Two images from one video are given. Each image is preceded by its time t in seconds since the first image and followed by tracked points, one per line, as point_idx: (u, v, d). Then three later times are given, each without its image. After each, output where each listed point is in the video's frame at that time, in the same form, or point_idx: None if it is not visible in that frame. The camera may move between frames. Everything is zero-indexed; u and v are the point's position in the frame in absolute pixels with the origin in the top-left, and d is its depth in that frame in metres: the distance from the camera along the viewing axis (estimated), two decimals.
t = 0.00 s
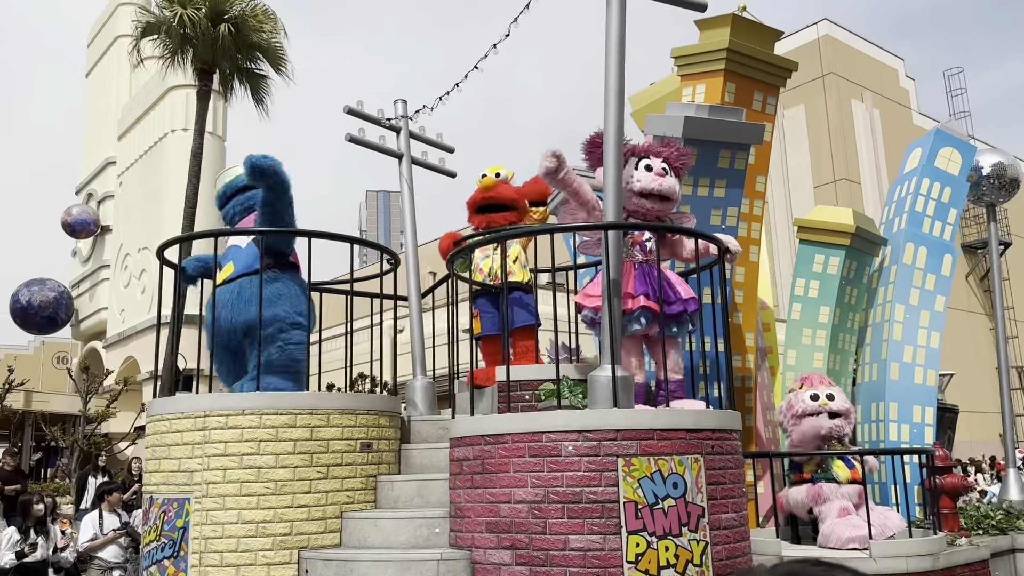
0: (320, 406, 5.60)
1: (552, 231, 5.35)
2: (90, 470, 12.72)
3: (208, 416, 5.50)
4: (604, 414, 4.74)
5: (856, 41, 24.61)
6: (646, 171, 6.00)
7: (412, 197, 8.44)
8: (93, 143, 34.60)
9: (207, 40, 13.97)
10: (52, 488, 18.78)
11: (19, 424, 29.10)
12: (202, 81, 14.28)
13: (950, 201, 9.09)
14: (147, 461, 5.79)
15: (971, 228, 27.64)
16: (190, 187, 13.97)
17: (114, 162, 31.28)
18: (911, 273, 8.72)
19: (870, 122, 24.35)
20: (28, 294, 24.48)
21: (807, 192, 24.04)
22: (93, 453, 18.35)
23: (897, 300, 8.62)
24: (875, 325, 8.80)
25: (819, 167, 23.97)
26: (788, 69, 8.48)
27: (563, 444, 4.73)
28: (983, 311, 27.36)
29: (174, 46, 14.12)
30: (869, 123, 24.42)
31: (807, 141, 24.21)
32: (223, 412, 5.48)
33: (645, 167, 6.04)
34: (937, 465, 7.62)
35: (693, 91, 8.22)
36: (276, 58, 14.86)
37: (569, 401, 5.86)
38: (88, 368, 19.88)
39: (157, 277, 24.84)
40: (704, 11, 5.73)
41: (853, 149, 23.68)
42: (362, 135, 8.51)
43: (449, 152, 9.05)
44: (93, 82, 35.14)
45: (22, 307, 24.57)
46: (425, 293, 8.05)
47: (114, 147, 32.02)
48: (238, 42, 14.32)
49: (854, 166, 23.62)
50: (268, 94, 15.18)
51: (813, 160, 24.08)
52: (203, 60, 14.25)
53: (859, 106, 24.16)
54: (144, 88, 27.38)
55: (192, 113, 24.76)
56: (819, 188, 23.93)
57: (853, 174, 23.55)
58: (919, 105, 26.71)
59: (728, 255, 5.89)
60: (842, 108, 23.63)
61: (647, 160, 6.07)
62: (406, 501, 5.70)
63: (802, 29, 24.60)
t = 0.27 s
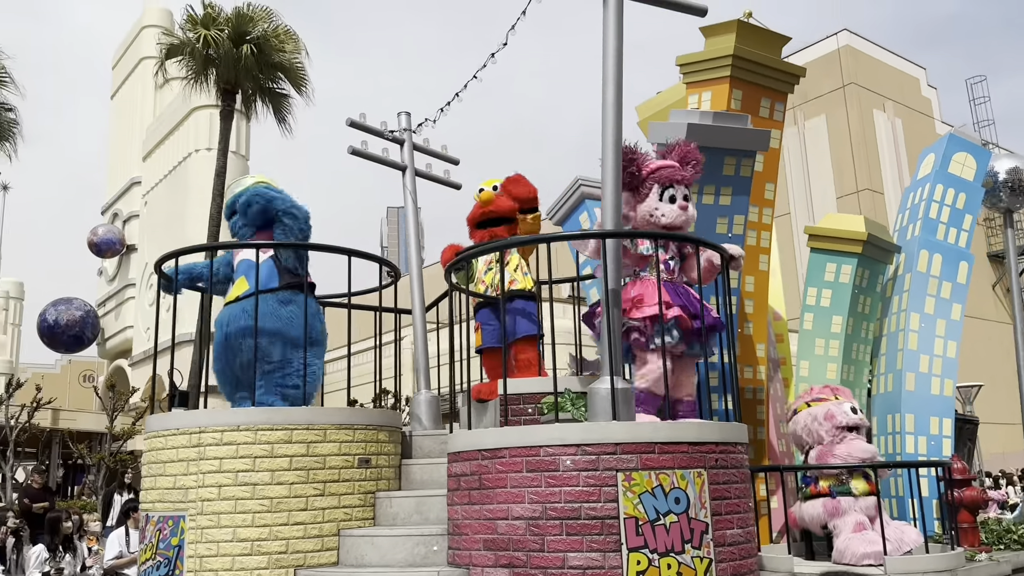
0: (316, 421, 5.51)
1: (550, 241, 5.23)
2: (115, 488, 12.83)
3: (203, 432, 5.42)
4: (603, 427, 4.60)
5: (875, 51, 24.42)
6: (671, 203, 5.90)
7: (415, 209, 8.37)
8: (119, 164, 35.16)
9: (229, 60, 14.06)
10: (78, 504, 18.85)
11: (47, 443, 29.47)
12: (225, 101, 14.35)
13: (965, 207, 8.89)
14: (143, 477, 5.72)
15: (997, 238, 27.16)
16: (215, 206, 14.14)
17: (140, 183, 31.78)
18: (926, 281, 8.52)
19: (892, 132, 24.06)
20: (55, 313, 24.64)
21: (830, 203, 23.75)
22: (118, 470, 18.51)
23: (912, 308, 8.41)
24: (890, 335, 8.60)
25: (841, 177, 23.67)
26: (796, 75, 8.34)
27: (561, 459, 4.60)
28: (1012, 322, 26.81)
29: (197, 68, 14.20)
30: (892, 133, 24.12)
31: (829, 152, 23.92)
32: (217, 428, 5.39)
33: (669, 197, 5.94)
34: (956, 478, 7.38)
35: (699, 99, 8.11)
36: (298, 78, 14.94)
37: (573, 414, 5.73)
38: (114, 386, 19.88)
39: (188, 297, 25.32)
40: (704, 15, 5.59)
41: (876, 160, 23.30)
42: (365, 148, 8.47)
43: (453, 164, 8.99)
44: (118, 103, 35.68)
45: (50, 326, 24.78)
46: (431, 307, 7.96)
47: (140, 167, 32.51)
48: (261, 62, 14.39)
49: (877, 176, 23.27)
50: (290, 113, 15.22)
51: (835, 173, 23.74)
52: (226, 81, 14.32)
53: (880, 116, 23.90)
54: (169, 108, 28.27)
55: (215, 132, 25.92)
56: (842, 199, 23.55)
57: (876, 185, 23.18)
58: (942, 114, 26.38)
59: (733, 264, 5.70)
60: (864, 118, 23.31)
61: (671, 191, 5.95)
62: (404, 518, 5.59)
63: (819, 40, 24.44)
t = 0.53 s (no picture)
0: (311, 433, 5.42)
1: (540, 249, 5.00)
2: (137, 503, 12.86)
3: (196, 445, 5.35)
4: (599, 436, 4.48)
5: (894, 59, 24.19)
6: (679, 200, 5.69)
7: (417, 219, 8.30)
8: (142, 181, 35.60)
9: (252, 77, 14.13)
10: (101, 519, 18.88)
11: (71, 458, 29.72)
12: (247, 118, 14.41)
13: (977, 210, 8.71)
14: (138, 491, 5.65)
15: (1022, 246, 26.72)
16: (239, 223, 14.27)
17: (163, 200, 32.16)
18: (939, 286, 8.34)
19: (912, 139, 23.68)
20: (77, 326, 18.96)
21: (852, 213, 23.33)
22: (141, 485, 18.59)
23: (924, 314, 8.22)
24: (903, 342, 8.41)
25: (862, 185, 23.22)
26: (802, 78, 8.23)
27: (556, 470, 4.48)
28: None
29: (219, 85, 14.27)
30: (911, 140, 23.76)
31: (849, 161, 23.54)
32: (210, 441, 5.32)
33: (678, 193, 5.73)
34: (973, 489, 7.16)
35: (704, 104, 8.02)
36: (318, 95, 15.01)
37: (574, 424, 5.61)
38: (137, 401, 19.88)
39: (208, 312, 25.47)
40: (702, 16, 5.50)
41: (897, 168, 22.87)
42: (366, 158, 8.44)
43: (457, 174, 8.91)
44: (141, 122, 36.19)
45: (73, 341, 19.23)
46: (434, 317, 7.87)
47: (162, 185, 32.88)
48: (281, 79, 14.44)
49: (899, 184, 22.84)
50: (310, 129, 15.24)
51: (855, 181, 23.33)
52: (247, 98, 14.39)
53: (901, 124, 23.58)
54: (190, 126, 28.87)
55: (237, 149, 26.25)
56: (863, 208, 23.17)
57: (898, 193, 22.73)
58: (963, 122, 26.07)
59: (733, 268, 5.53)
60: (885, 129, 23.00)
61: (677, 187, 5.74)
62: (401, 532, 5.48)
63: (837, 49, 24.20)
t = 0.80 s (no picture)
0: (303, 446, 5.32)
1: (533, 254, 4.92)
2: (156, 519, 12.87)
3: (187, 458, 5.27)
4: (593, 448, 4.35)
5: (913, 66, 23.89)
6: (663, 191, 5.58)
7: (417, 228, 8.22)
8: (162, 195, 35.94)
9: (270, 93, 14.14)
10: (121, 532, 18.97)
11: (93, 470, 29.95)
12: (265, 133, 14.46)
13: (988, 214, 8.52)
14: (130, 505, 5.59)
15: None
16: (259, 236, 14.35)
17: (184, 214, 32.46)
18: (950, 292, 8.16)
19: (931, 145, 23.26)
20: (98, 341, 18.38)
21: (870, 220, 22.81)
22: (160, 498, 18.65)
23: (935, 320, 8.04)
24: (914, 349, 8.22)
25: (881, 192, 22.76)
26: (807, 82, 8.11)
27: (549, 483, 4.36)
28: None
29: (237, 101, 14.28)
30: (932, 145, 23.30)
31: (868, 169, 23.12)
32: (201, 454, 5.24)
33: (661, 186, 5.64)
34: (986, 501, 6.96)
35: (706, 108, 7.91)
36: (336, 109, 15.03)
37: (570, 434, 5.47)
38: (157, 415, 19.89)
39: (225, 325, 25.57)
40: (698, 18, 5.39)
41: (917, 174, 22.41)
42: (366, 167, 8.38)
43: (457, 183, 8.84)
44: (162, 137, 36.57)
45: (95, 356, 18.68)
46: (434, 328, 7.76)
47: (183, 198, 33.16)
48: (299, 94, 14.46)
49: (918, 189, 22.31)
50: (328, 143, 15.22)
51: (875, 188, 22.85)
52: (265, 112, 14.41)
53: (920, 129, 23.21)
54: (211, 141, 29.20)
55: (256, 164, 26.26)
56: (882, 215, 22.65)
57: (919, 200, 22.24)
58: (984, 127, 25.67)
59: (733, 274, 5.47)
60: (904, 135, 22.55)
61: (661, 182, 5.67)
62: (395, 546, 5.37)
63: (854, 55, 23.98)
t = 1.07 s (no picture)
0: (293, 454, 5.24)
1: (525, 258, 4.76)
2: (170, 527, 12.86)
3: (175, 467, 5.19)
4: (584, 455, 4.23)
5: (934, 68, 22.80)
6: (631, 200, 5.36)
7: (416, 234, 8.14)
8: (182, 206, 36.17)
9: (287, 104, 14.13)
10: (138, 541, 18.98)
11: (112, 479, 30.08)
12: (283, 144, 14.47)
13: (998, 214, 8.35)
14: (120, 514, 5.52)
15: None
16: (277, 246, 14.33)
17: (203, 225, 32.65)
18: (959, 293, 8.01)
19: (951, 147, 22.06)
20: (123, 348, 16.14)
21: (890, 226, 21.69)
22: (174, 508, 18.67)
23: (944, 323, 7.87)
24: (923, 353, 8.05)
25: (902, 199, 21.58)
26: (811, 82, 7.98)
27: (538, 492, 4.25)
28: None
29: (256, 113, 14.26)
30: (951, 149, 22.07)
31: (886, 176, 21.86)
32: (189, 462, 5.16)
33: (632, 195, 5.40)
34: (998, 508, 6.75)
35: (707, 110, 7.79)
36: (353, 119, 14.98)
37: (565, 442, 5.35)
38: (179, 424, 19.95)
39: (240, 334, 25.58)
40: (693, 15, 5.30)
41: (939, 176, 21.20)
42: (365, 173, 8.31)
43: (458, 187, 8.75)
44: (181, 148, 36.79)
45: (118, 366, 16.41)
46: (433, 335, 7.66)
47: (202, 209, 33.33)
48: (316, 104, 14.43)
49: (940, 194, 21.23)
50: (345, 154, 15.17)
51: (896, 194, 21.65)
52: (283, 123, 14.42)
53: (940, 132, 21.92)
54: (229, 152, 29.33)
55: (274, 174, 26.34)
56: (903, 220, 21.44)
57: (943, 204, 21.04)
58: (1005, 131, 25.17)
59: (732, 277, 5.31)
60: (925, 141, 21.36)
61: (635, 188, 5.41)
62: (386, 557, 5.28)
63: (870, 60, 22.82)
